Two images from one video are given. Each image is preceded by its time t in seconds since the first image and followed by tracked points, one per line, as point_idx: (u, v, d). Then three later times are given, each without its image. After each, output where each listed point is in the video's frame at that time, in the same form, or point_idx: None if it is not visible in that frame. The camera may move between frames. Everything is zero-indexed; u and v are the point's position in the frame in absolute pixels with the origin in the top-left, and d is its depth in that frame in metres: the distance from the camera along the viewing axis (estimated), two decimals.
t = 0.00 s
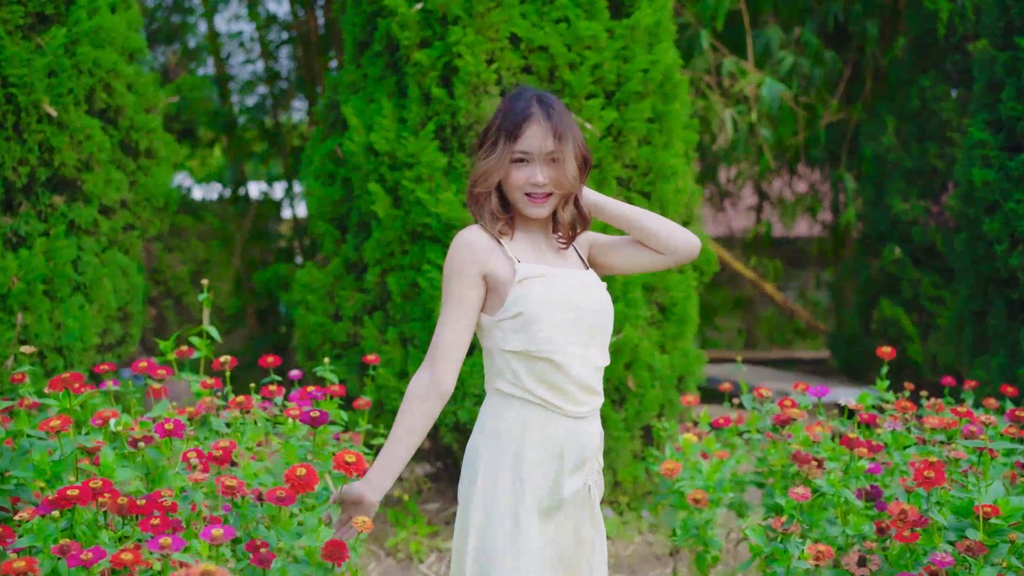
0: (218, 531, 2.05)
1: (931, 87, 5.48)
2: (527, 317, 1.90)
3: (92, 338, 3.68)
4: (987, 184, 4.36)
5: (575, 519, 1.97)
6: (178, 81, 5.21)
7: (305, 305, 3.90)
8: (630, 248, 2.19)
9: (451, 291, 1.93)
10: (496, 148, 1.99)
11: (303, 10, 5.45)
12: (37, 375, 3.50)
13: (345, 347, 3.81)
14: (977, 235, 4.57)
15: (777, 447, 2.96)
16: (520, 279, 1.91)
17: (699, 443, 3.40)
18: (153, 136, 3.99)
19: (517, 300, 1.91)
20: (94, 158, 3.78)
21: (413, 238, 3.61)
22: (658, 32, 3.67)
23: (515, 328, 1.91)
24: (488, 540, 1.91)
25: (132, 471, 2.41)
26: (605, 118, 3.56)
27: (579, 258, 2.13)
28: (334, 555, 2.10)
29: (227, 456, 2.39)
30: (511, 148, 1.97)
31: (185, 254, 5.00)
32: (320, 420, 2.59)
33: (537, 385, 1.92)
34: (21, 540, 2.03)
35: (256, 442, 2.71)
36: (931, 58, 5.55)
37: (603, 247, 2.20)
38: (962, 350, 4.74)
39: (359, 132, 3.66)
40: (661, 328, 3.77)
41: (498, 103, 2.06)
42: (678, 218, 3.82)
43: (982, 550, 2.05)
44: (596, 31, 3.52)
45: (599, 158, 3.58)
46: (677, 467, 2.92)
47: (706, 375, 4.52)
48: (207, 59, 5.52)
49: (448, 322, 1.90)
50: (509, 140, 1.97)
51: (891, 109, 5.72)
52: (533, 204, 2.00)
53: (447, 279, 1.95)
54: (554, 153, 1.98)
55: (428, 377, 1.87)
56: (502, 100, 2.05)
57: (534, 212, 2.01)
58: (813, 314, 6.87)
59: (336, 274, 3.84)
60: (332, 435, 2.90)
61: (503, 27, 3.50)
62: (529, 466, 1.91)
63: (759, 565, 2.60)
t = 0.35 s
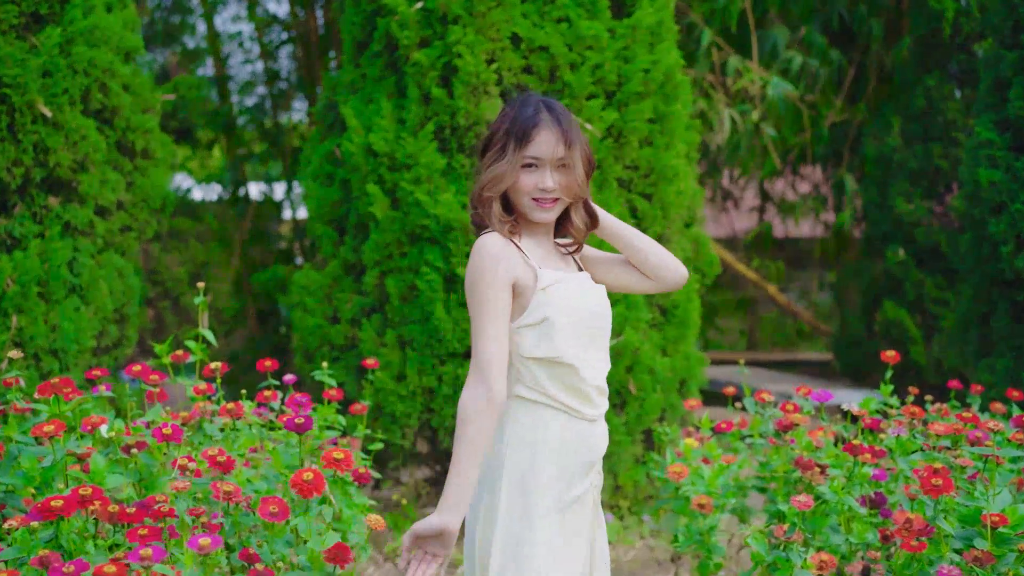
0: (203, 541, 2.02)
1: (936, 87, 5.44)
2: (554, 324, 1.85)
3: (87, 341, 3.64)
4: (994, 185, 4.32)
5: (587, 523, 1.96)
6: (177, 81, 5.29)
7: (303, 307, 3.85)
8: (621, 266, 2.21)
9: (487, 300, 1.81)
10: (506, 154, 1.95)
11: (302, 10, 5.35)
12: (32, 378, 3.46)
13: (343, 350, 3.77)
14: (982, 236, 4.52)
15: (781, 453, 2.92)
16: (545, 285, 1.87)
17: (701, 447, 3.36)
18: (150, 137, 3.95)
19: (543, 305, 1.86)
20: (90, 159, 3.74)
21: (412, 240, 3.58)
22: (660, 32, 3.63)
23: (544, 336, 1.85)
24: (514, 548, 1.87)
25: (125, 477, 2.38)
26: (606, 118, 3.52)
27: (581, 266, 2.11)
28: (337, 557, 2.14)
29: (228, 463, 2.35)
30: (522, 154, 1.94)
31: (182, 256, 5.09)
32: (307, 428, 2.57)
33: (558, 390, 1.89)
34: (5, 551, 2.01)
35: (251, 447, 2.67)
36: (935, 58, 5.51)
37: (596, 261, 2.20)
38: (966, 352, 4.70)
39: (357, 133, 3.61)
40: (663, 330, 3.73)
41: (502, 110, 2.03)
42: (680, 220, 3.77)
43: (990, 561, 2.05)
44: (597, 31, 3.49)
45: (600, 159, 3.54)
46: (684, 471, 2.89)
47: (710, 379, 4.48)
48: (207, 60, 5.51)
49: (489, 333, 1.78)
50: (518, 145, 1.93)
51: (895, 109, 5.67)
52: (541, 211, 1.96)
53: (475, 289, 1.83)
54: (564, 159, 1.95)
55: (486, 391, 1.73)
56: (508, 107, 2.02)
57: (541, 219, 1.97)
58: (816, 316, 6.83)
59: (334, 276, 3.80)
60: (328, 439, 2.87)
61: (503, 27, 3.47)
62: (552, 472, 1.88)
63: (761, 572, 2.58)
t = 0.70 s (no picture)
0: (187, 548, 1.99)
1: (940, 86, 5.40)
2: (577, 334, 1.88)
3: (84, 342, 3.61)
4: (1001, 185, 4.28)
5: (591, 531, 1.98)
6: (177, 79, 5.19)
7: (302, 308, 3.81)
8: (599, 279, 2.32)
9: (532, 312, 1.78)
10: (511, 158, 1.92)
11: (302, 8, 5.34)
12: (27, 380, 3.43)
13: (342, 352, 3.74)
14: (988, 237, 4.48)
15: (784, 458, 2.88)
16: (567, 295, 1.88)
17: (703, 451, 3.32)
18: (147, 137, 3.92)
19: (564, 315, 1.88)
20: (87, 158, 3.71)
21: (412, 242, 3.55)
22: (663, 32, 3.60)
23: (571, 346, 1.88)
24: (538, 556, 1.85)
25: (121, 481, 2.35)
26: (608, 119, 3.48)
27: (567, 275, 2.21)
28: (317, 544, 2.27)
29: (226, 468, 2.32)
30: (528, 157, 1.91)
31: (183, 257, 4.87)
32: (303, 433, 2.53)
33: (574, 399, 1.92)
34: None
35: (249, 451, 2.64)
36: (940, 58, 5.47)
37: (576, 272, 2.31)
38: (971, 354, 4.65)
39: (357, 132, 3.57)
40: (665, 333, 3.69)
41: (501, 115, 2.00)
42: (683, 221, 3.74)
43: (998, 569, 2.01)
44: (599, 30, 3.45)
45: (602, 160, 3.50)
46: (690, 475, 2.84)
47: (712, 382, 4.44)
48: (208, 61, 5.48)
49: (541, 346, 1.77)
50: (523, 149, 1.91)
51: (900, 109, 5.63)
52: (546, 215, 1.93)
53: (515, 301, 1.79)
54: (568, 163, 1.94)
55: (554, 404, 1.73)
56: (506, 112, 1.99)
57: (546, 223, 1.93)
58: (819, 317, 6.78)
59: (333, 277, 3.76)
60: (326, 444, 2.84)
61: (505, 26, 3.44)
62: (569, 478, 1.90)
63: None
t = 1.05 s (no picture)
0: (178, 557, 1.95)
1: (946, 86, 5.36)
2: (591, 330, 1.91)
3: (83, 343, 3.58)
4: (1007, 184, 4.24)
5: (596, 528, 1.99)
6: (179, 79, 5.13)
7: (302, 309, 3.78)
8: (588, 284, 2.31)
9: (560, 307, 1.79)
10: (527, 150, 1.91)
11: (303, 7, 5.35)
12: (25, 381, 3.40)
13: (342, 353, 3.71)
14: (995, 237, 4.44)
15: (790, 462, 2.83)
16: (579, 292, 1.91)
17: (707, 454, 3.29)
18: (147, 136, 3.90)
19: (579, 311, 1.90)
20: (86, 158, 3.69)
21: (413, 242, 3.52)
22: (667, 31, 3.56)
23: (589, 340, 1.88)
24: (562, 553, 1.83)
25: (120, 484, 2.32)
26: (612, 119, 3.45)
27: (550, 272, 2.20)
28: (289, 535, 2.21)
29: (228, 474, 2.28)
30: (546, 151, 1.92)
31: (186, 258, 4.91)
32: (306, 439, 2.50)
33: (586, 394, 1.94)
34: None
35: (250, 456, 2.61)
36: (945, 57, 5.43)
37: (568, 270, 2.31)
38: (977, 356, 4.61)
39: (358, 132, 3.55)
40: (668, 334, 3.65)
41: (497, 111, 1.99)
42: (687, 222, 3.70)
43: None
44: (603, 29, 3.42)
45: (605, 160, 3.47)
46: (699, 479, 2.80)
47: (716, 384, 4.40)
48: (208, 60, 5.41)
49: (573, 339, 1.78)
50: (536, 143, 1.91)
51: (904, 109, 5.59)
52: (559, 209, 1.95)
53: (542, 299, 1.80)
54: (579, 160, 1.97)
55: (596, 394, 1.75)
56: (513, 104, 1.98)
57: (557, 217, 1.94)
58: (823, 318, 6.74)
59: (333, 278, 3.73)
60: (327, 447, 2.81)
61: (507, 25, 3.41)
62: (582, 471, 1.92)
63: None
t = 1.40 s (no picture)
0: (182, 562, 1.91)
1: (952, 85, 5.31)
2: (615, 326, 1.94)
3: (82, 345, 3.55)
4: (1015, 184, 4.19)
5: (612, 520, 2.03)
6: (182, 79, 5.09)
7: (303, 310, 3.75)
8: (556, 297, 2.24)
9: (598, 308, 1.82)
10: (556, 145, 1.91)
11: (306, 7, 5.32)
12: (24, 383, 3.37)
13: (344, 355, 3.67)
14: (1002, 238, 4.39)
15: (796, 465, 2.80)
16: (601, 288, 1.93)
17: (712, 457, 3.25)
18: (148, 136, 3.87)
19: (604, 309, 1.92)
20: (85, 158, 3.66)
21: (414, 243, 3.48)
22: (673, 30, 3.53)
23: (621, 335, 1.91)
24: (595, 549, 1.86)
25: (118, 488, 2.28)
26: (616, 118, 3.41)
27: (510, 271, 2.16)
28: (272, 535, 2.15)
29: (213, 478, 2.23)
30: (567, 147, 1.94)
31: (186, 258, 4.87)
32: (309, 441, 2.45)
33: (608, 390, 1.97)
34: None
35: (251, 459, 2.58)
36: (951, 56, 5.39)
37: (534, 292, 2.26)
38: (984, 358, 4.56)
39: (359, 132, 3.51)
40: (673, 336, 3.62)
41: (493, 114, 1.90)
42: (691, 222, 3.66)
43: None
44: (607, 28, 3.38)
45: (609, 159, 3.43)
46: (709, 484, 2.75)
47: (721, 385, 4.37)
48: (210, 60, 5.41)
49: (612, 339, 1.82)
50: (559, 149, 1.90)
51: (910, 109, 5.55)
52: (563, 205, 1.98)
53: (582, 302, 1.81)
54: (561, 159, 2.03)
55: (638, 391, 1.81)
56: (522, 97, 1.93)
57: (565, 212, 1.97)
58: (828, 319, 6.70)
59: (334, 279, 3.70)
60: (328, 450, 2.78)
61: (511, 23, 3.37)
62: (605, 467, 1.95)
63: None
